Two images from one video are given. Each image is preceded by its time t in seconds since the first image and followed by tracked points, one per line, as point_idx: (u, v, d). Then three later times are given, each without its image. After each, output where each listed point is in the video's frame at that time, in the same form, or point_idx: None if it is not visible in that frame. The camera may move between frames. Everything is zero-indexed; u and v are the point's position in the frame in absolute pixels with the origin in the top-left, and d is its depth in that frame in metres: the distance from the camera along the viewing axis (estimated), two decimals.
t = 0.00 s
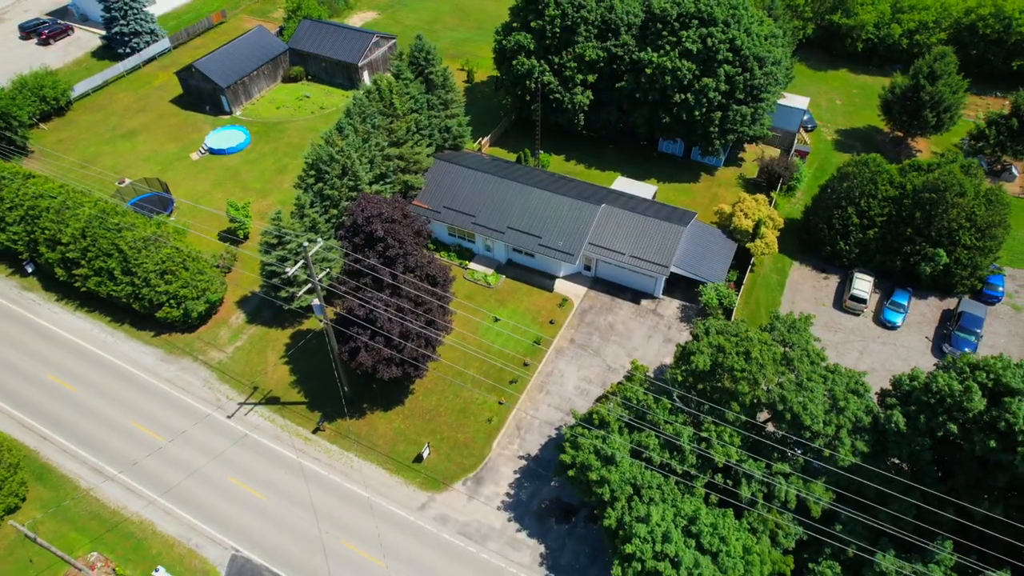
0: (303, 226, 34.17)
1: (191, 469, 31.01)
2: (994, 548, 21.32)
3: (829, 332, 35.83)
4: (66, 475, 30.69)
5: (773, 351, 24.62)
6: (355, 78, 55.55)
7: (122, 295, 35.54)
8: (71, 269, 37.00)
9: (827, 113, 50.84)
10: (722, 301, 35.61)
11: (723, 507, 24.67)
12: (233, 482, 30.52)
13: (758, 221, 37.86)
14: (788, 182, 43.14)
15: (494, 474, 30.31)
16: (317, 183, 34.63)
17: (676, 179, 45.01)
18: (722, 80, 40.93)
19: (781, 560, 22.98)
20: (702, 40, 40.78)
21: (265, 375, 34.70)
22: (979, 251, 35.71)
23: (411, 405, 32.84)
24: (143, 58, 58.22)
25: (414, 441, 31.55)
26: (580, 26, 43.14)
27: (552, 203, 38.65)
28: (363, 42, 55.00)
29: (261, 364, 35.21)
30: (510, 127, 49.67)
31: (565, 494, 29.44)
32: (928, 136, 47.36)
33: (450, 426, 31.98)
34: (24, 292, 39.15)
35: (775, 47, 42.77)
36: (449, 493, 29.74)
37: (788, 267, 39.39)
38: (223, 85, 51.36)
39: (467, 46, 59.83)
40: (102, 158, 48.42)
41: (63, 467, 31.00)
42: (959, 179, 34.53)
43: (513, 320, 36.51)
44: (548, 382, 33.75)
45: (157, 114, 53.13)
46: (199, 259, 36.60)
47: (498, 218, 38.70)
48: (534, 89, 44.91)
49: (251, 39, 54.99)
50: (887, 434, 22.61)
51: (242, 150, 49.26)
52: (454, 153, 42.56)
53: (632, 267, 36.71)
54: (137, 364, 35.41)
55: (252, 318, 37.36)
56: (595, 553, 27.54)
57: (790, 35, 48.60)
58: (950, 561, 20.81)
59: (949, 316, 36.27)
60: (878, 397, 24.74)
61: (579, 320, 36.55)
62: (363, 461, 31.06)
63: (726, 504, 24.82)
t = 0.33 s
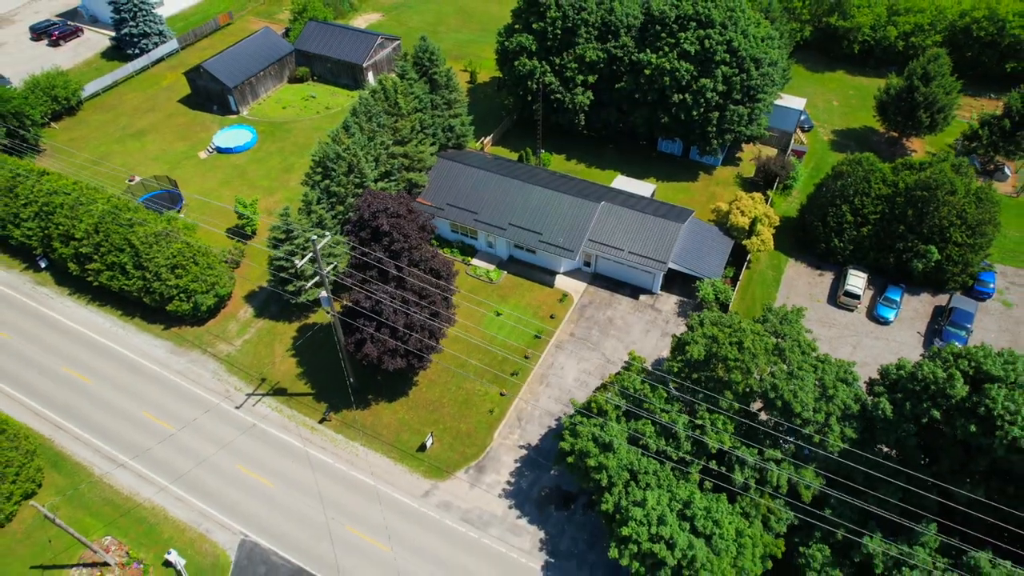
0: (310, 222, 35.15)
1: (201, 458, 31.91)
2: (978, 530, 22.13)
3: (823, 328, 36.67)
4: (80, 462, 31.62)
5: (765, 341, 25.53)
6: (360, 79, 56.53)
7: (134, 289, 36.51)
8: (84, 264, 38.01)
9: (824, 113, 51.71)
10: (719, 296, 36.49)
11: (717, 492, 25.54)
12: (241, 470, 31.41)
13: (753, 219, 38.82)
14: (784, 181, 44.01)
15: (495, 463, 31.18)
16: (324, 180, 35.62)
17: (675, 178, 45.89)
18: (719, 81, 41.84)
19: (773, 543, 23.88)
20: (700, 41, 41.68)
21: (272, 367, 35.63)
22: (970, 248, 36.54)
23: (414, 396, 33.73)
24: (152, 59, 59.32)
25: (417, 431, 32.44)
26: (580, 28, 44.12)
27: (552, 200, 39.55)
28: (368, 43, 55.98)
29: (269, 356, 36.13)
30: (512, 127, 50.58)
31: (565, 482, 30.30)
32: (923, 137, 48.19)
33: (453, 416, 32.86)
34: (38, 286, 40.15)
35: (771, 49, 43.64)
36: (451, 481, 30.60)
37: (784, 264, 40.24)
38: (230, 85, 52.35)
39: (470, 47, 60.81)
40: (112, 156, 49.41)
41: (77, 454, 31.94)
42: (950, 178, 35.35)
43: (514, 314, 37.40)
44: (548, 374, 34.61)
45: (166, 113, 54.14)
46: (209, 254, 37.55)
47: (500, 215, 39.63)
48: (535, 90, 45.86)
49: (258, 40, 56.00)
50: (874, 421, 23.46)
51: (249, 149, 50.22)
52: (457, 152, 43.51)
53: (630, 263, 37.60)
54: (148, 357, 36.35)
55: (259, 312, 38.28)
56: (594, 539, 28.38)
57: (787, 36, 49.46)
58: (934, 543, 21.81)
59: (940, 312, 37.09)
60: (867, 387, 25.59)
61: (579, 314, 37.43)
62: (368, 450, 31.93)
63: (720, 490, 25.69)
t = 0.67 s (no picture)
0: (322, 224, 36.45)
1: (214, 450, 33.00)
2: (964, 519, 22.94)
3: (821, 331, 37.60)
4: (99, 453, 32.75)
5: (759, 339, 26.52)
6: (370, 88, 58.05)
7: (151, 287, 37.83)
8: (103, 263, 39.42)
9: (824, 124, 52.88)
10: (718, 299, 37.50)
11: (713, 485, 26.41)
12: (253, 462, 32.48)
13: (752, 225, 39.86)
14: (784, 188, 45.09)
15: (499, 457, 32.14)
16: (336, 184, 36.94)
17: (677, 186, 47.03)
18: (720, 91, 43.04)
19: (767, 533, 24.76)
20: (701, 52, 42.96)
21: (284, 363, 36.76)
22: (964, 254, 37.48)
23: (421, 393, 34.76)
24: (169, 68, 61.09)
25: (424, 426, 33.44)
26: (585, 39, 45.51)
27: (557, 206, 40.72)
28: (378, 53, 57.54)
29: (281, 354, 37.27)
30: (518, 135, 51.88)
31: (567, 476, 31.24)
32: (920, 147, 49.25)
33: (459, 413, 33.86)
34: (59, 285, 41.54)
35: (771, 60, 44.85)
36: (456, 475, 31.56)
37: (783, 269, 41.22)
38: (244, 93, 53.91)
39: (477, 58, 62.32)
40: (129, 161, 50.90)
41: (95, 445, 33.08)
42: (943, 185, 36.36)
43: (519, 315, 38.50)
44: (551, 373, 35.61)
45: (182, 120, 55.69)
46: (224, 254, 38.84)
47: (506, 220, 40.80)
48: (541, 99, 47.20)
49: (272, 50, 57.63)
50: (864, 415, 24.39)
51: (262, 155, 51.65)
52: (464, 158, 44.81)
53: (632, 266, 38.64)
54: (163, 353, 37.54)
55: (272, 311, 39.45)
56: (594, 531, 29.28)
57: (787, 49, 50.71)
58: (921, 533, 22.67)
59: (935, 317, 38.00)
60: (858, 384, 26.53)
61: (581, 316, 38.47)
62: (376, 444, 32.95)
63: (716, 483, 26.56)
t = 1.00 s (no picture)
0: (340, 228, 38.28)
1: (234, 440, 34.60)
2: (946, 508, 24.26)
3: (818, 337, 38.90)
4: (125, 442, 34.42)
5: (754, 338, 27.92)
6: (386, 100, 60.22)
7: (176, 286, 39.75)
8: (131, 263, 41.45)
9: (826, 139, 54.44)
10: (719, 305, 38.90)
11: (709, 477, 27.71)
12: (271, 453, 34.03)
13: (753, 234, 41.37)
14: (784, 200, 46.62)
15: (506, 452, 33.53)
16: (354, 191, 38.83)
17: (681, 197, 48.63)
18: (723, 106, 44.74)
19: (759, 522, 26.04)
20: (704, 69, 44.73)
21: (301, 361, 38.40)
22: (958, 264, 38.79)
23: (432, 390, 36.27)
24: (193, 80, 63.69)
25: (434, 422, 34.90)
26: (593, 56, 47.48)
27: (564, 214, 42.38)
28: (394, 67, 59.77)
29: (298, 351, 38.93)
30: (528, 147, 53.73)
31: (570, 471, 32.57)
32: (919, 162, 50.67)
33: (468, 409, 35.33)
34: (88, 284, 43.56)
35: (772, 77, 46.53)
36: (465, 467, 32.96)
37: (782, 278, 42.60)
38: (266, 104, 56.19)
39: (490, 73, 64.49)
40: (155, 167, 53.11)
41: (121, 434, 34.77)
42: (936, 197, 37.77)
43: (527, 318, 40.05)
44: (557, 373, 37.05)
45: (205, 130, 57.99)
46: (246, 256, 40.73)
47: (515, 227, 42.49)
48: (550, 112, 49.11)
49: (292, 64, 60.02)
50: (853, 410, 25.71)
51: (281, 163, 53.72)
52: (476, 168, 46.61)
53: (636, 273, 40.19)
54: (186, 349, 39.30)
55: (290, 311, 41.17)
56: (595, 522, 30.58)
57: (789, 66, 52.44)
58: (906, 522, 23.98)
59: (930, 325, 39.27)
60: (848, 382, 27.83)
61: (587, 319, 39.97)
62: (388, 438, 34.44)
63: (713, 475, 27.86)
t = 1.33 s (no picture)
0: (353, 230, 40.42)
1: (251, 429, 36.46)
2: (919, 484, 26.07)
3: (808, 335, 40.76)
4: (147, 430, 36.28)
5: (742, 328, 29.81)
6: (395, 113, 62.72)
7: (196, 285, 41.85)
8: (153, 264, 43.61)
9: (817, 151, 56.67)
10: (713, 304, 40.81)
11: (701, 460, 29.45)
12: (286, 441, 35.86)
13: (745, 238, 43.42)
14: (776, 208, 48.71)
15: (509, 440, 35.31)
16: (366, 195, 41.03)
17: (678, 205, 50.75)
18: (716, 117, 47.02)
19: (747, 500, 27.80)
20: (699, 82, 47.05)
21: (313, 355, 40.31)
22: (940, 267, 40.71)
23: (438, 383, 38.14)
24: (210, 94, 66.42)
25: (440, 412, 36.74)
26: (593, 70, 49.96)
27: (565, 219, 44.51)
28: (403, 82, 62.35)
29: (311, 347, 40.84)
30: (531, 157, 56.03)
31: (570, 458, 34.34)
32: (906, 172, 52.84)
33: (472, 401, 37.18)
34: (111, 284, 45.70)
35: (763, 90, 48.86)
36: (470, 454, 34.74)
37: (774, 280, 44.55)
38: (279, 116, 58.72)
39: (494, 87, 67.08)
40: (173, 175, 55.51)
41: (143, 423, 36.64)
42: (918, 203, 39.83)
43: (529, 317, 41.99)
44: (558, 368, 38.92)
45: (221, 140, 60.49)
46: (262, 257, 42.84)
47: (518, 231, 44.60)
48: (552, 124, 51.46)
49: (305, 78, 62.68)
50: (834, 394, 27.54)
51: (295, 172, 56.04)
52: (481, 176, 48.81)
53: (634, 274, 42.20)
54: (205, 345, 41.28)
55: (303, 310, 43.16)
56: (594, 505, 32.29)
57: (781, 81, 54.83)
58: (883, 497, 25.84)
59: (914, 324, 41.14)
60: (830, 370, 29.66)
61: (586, 318, 41.92)
62: (397, 427, 36.26)
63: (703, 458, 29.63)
